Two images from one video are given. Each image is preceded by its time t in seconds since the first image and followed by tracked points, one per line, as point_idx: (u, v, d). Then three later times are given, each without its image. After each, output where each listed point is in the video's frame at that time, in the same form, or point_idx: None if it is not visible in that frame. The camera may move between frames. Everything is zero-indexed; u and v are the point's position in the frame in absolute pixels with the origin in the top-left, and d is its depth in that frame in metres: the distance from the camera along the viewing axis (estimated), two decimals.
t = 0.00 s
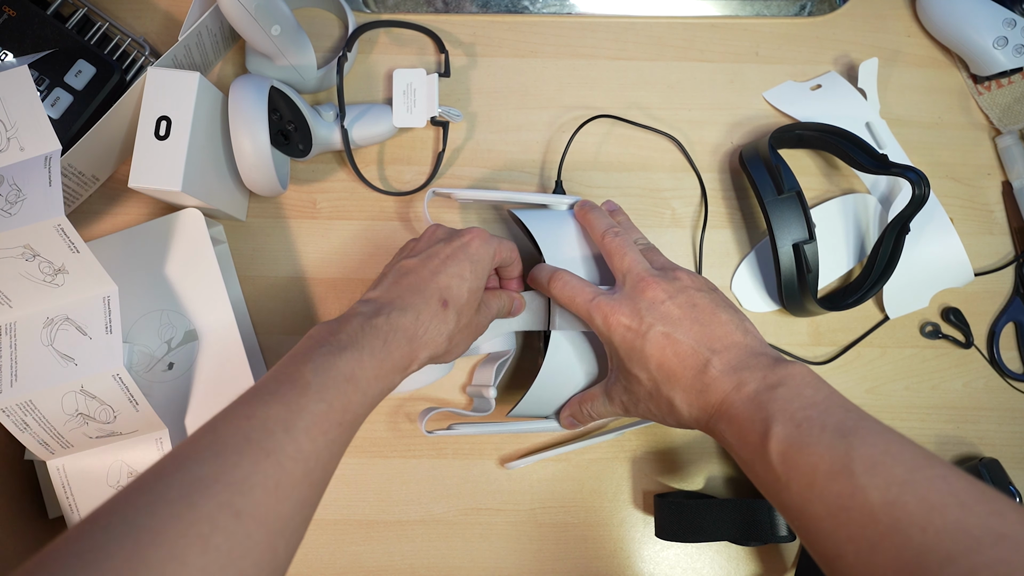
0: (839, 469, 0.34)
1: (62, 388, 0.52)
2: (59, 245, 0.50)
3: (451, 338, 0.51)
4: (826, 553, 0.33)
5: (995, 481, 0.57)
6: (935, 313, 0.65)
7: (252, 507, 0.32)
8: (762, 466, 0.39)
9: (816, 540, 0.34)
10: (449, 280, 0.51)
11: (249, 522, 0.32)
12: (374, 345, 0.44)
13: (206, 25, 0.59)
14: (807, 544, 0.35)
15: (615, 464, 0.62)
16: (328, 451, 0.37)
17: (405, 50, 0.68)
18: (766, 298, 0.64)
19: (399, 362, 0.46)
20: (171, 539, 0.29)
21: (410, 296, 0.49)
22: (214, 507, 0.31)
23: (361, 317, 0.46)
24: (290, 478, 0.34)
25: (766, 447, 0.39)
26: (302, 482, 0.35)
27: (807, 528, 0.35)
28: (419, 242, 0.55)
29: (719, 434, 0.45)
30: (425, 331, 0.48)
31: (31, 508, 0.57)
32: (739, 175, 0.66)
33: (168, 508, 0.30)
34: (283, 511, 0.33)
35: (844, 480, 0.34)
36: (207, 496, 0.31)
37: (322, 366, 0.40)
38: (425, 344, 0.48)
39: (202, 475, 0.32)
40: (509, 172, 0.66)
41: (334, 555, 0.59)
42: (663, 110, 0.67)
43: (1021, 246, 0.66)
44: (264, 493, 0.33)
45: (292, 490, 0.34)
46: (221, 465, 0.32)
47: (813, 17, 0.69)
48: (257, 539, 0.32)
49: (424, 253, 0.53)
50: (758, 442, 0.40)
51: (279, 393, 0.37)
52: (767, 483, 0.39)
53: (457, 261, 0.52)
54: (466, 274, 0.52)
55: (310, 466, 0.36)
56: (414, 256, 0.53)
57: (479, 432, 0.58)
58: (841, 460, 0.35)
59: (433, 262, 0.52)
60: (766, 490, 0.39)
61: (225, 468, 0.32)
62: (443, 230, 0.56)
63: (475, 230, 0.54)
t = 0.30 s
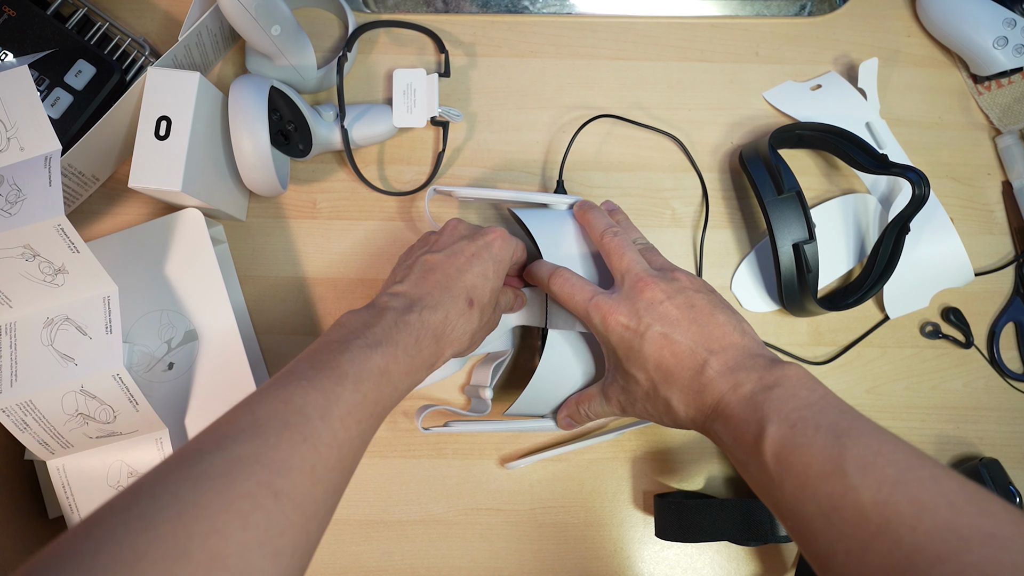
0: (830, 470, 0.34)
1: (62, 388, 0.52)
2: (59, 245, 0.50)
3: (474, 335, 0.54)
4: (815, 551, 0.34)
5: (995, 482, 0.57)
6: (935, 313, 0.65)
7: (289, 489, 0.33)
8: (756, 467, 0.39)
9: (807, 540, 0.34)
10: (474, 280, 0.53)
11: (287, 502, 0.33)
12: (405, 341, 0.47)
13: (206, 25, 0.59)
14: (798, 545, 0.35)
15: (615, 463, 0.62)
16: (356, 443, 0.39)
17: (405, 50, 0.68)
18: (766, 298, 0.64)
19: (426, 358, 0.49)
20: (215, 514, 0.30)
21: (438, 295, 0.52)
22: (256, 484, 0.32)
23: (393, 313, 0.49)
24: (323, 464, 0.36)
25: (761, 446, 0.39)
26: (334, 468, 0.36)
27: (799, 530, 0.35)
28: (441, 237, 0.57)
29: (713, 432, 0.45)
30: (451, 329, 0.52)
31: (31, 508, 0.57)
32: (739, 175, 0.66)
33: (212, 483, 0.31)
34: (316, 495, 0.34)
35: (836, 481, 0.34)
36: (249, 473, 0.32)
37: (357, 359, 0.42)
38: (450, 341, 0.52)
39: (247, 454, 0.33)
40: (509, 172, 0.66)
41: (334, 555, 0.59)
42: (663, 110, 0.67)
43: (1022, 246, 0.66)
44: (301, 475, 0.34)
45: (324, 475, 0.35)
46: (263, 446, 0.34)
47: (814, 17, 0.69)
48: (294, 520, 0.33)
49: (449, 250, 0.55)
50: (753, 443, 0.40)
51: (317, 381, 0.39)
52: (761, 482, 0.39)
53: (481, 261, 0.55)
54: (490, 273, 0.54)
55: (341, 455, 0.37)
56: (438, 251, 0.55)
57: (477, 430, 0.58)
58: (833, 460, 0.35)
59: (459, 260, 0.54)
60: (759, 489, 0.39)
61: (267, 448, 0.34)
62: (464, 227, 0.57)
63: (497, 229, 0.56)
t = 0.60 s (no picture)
0: (832, 474, 0.34)
1: (62, 388, 0.52)
2: (59, 245, 0.50)
3: (476, 344, 0.55)
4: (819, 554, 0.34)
5: (994, 481, 0.57)
6: (935, 313, 0.65)
7: (296, 491, 0.33)
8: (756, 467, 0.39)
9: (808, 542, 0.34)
10: (478, 292, 0.54)
11: (294, 505, 0.33)
12: (410, 351, 0.47)
13: (206, 25, 0.59)
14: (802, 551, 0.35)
15: (615, 463, 0.62)
16: (360, 448, 0.39)
17: (405, 50, 0.68)
18: (766, 298, 0.64)
19: (430, 367, 0.49)
20: (223, 514, 0.30)
21: (441, 305, 0.52)
22: (263, 487, 0.32)
23: (397, 324, 0.49)
24: (329, 468, 0.36)
25: (760, 446, 0.39)
26: (339, 472, 0.36)
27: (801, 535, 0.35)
28: (446, 247, 0.57)
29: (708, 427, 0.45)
30: (455, 339, 0.52)
31: (31, 508, 0.57)
32: (739, 175, 0.66)
33: (221, 484, 0.31)
34: (322, 498, 0.35)
35: (838, 485, 0.34)
36: (258, 475, 0.32)
37: (362, 366, 0.43)
38: (454, 351, 0.52)
39: (255, 456, 0.33)
40: (508, 172, 0.66)
41: (334, 554, 0.59)
42: (663, 110, 0.67)
43: (1022, 246, 0.66)
44: (308, 479, 0.34)
45: (330, 479, 0.36)
46: (271, 448, 0.34)
47: (814, 17, 0.69)
48: (300, 522, 0.33)
49: (453, 260, 0.55)
50: (750, 442, 0.40)
51: (324, 386, 0.39)
52: (760, 484, 0.38)
53: (485, 272, 0.55)
54: (494, 284, 0.54)
55: (346, 459, 0.37)
56: (443, 261, 0.55)
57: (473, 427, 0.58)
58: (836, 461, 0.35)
59: (466, 272, 0.54)
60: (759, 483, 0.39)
61: (274, 451, 0.34)
62: (470, 237, 0.57)
63: (502, 241, 0.56)
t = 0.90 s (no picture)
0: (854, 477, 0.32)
1: (62, 388, 0.52)
2: (59, 245, 0.50)
3: (472, 355, 0.55)
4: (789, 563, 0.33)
5: (995, 482, 0.58)
6: (935, 313, 0.65)
7: (287, 503, 0.33)
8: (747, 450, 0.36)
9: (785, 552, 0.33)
10: (470, 302, 0.54)
11: (284, 517, 0.33)
12: (404, 363, 0.47)
13: (206, 25, 0.59)
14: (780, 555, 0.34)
15: (614, 463, 0.62)
16: (354, 460, 0.39)
17: (405, 50, 0.68)
18: (766, 298, 0.64)
19: (426, 378, 0.49)
20: (213, 528, 0.30)
21: (436, 317, 0.52)
22: (253, 500, 0.32)
23: (391, 337, 0.49)
24: (321, 480, 0.36)
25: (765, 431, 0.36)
26: (331, 484, 0.36)
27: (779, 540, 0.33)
28: (440, 263, 0.57)
29: (682, 403, 0.42)
30: (450, 350, 0.52)
31: (31, 508, 0.57)
32: (739, 175, 0.66)
33: (210, 498, 0.31)
34: (313, 511, 0.35)
35: (860, 489, 0.32)
36: (247, 489, 0.32)
37: (356, 378, 0.43)
38: (450, 361, 0.52)
39: (246, 470, 0.33)
40: (508, 172, 0.66)
41: (334, 555, 0.59)
42: (663, 110, 0.67)
43: (1022, 246, 0.66)
44: (299, 490, 0.34)
45: (321, 492, 0.36)
46: (261, 462, 0.34)
47: (814, 17, 0.69)
48: (290, 534, 0.33)
49: (446, 274, 0.55)
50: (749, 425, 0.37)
51: (316, 401, 0.39)
52: (751, 473, 0.35)
53: (479, 284, 0.55)
54: (488, 295, 0.55)
55: (339, 472, 0.37)
56: (436, 276, 0.55)
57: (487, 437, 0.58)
58: (831, 453, 0.34)
59: (460, 284, 0.54)
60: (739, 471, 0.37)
61: (265, 464, 0.34)
62: (463, 252, 0.58)
63: (493, 252, 0.57)
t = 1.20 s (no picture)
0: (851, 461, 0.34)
1: (62, 388, 0.52)
2: (59, 245, 0.50)
3: (446, 357, 0.54)
4: (776, 549, 0.33)
5: (995, 481, 0.57)
6: (935, 313, 0.65)
7: (240, 524, 0.33)
8: (776, 394, 0.39)
9: (770, 510, 0.34)
10: (437, 305, 0.54)
11: (237, 539, 0.33)
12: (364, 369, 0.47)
13: (206, 25, 0.59)
14: (756, 516, 0.35)
15: (615, 463, 0.62)
16: (316, 475, 0.39)
17: (405, 50, 0.68)
18: (765, 298, 0.64)
19: (393, 382, 0.48)
20: (163, 551, 0.31)
21: (399, 323, 0.52)
22: (205, 522, 0.33)
23: (353, 346, 0.49)
24: (278, 498, 0.36)
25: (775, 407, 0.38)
26: (290, 501, 0.37)
27: (768, 503, 0.35)
28: (415, 273, 0.58)
29: (702, 346, 0.46)
30: (419, 353, 0.52)
31: (32, 508, 0.57)
32: (739, 175, 0.66)
33: (161, 521, 0.32)
34: (270, 530, 0.35)
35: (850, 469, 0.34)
36: (200, 511, 0.33)
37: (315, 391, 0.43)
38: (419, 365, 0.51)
39: (199, 492, 0.34)
40: (509, 172, 0.66)
41: (334, 555, 0.59)
42: (663, 110, 0.67)
43: (1022, 246, 0.66)
44: (254, 511, 0.35)
45: (279, 510, 0.36)
46: (215, 483, 0.35)
47: (814, 17, 0.69)
48: (244, 554, 0.33)
49: (416, 283, 0.56)
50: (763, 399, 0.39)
51: (274, 420, 0.40)
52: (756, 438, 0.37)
53: (445, 287, 0.54)
54: (457, 297, 0.54)
55: (298, 488, 0.37)
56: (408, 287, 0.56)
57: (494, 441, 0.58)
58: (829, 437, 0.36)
59: (425, 291, 0.55)
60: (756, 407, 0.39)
61: (218, 485, 0.34)
62: (436, 260, 0.58)
63: (460, 254, 0.57)
